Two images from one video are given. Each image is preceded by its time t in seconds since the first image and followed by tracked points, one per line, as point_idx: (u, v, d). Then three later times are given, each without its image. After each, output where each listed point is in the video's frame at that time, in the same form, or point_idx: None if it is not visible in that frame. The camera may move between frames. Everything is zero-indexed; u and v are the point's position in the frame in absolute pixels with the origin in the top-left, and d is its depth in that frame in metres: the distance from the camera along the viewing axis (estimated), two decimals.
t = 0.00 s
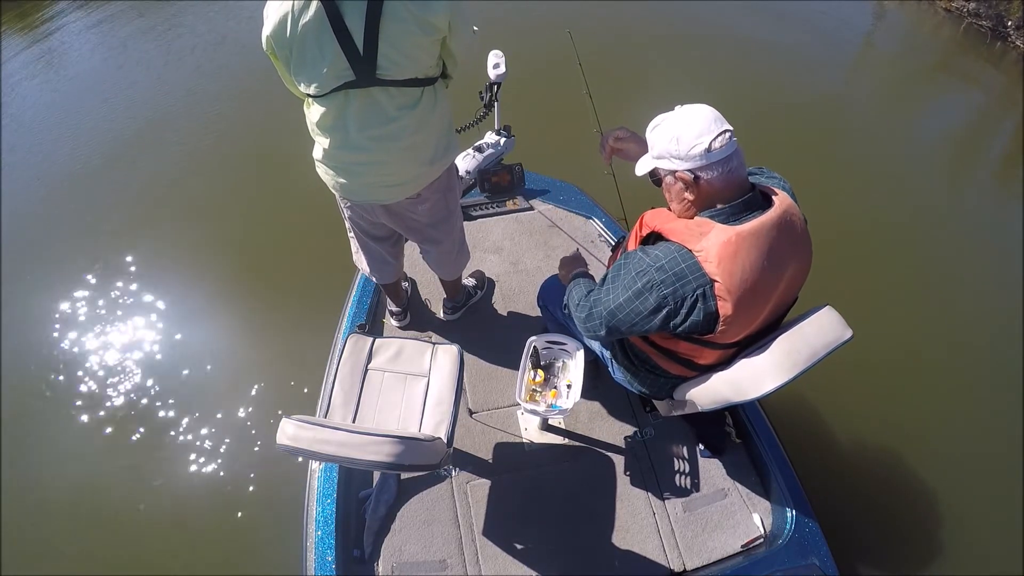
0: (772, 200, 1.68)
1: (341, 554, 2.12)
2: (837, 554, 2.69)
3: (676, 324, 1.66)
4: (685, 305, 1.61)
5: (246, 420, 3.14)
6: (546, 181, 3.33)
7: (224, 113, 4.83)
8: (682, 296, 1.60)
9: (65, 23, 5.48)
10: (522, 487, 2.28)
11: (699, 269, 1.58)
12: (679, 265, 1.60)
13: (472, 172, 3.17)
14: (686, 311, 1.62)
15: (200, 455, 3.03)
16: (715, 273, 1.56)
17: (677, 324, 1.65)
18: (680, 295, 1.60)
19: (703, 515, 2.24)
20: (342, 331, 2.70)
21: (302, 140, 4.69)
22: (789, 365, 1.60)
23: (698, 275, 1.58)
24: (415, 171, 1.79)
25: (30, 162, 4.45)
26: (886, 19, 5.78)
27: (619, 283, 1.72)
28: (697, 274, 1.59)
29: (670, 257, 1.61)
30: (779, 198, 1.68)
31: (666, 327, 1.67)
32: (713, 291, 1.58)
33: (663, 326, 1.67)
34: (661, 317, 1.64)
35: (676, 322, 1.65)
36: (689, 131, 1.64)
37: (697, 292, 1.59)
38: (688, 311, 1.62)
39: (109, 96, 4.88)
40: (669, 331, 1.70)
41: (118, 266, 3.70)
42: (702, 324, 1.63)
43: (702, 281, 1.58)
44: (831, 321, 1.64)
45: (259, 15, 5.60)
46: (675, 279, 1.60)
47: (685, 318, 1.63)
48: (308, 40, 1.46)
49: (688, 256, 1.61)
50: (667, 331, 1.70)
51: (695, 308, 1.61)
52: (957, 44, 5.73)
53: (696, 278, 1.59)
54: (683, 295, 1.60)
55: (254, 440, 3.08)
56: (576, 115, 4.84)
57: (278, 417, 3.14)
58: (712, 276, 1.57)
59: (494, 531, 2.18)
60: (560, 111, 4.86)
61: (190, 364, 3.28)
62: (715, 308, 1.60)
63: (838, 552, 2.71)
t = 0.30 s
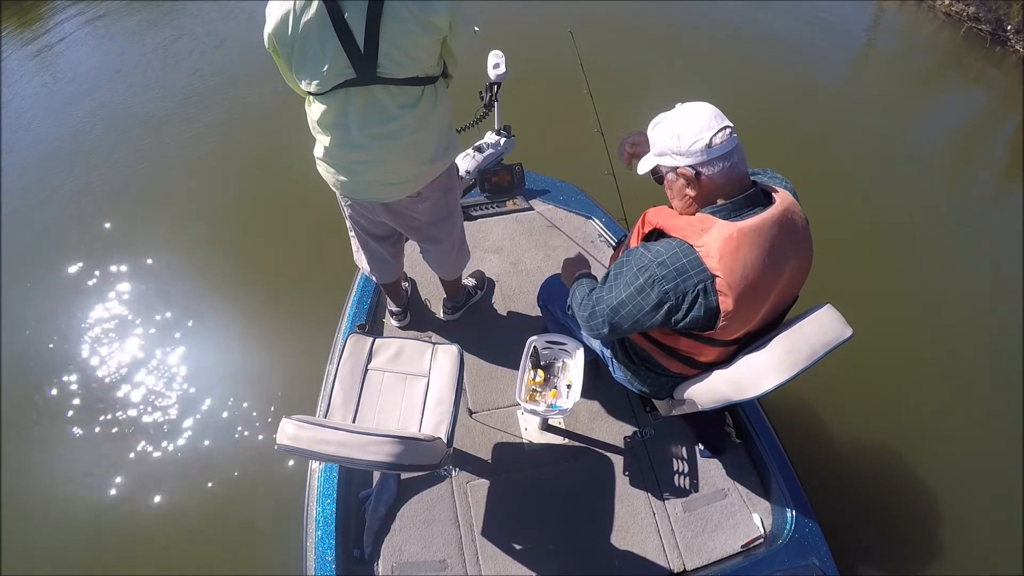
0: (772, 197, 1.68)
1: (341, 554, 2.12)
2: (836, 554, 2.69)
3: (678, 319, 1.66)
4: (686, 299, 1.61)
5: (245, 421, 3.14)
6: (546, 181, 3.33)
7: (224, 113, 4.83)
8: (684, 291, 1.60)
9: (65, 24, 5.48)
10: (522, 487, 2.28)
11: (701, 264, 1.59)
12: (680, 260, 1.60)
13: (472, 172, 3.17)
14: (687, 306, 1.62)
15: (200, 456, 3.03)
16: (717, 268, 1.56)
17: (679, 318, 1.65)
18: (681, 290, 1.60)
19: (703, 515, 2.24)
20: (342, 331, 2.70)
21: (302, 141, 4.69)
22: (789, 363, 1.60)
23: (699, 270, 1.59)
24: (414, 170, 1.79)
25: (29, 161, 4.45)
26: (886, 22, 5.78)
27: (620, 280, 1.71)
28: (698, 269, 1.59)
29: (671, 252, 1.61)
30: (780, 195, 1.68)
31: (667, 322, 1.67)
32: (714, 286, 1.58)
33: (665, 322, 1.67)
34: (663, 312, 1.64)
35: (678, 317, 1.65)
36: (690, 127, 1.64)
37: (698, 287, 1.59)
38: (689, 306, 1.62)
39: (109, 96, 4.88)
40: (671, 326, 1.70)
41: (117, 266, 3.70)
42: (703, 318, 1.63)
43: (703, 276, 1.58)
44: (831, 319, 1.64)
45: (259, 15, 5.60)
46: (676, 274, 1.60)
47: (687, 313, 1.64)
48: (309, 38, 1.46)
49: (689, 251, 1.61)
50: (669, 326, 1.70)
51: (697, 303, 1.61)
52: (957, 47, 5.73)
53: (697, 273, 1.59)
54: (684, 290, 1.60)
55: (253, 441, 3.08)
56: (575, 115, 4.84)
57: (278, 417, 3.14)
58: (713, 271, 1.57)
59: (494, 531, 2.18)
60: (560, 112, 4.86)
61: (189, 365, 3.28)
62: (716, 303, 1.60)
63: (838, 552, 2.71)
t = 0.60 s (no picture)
0: (771, 198, 1.69)
1: (341, 554, 2.12)
2: (836, 554, 2.69)
3: (678, 322, 1.67)
4: (687, 302, 1.61)
5: (244, 421, 3.14)
6: (546, 181, 3.33)
7: (224, 112, 4.83)
8: (684, 294, 1.60)
9: (64, 23, 5.47)
10: (522, 487, 2.28)
11: (700, 266, 1.58)
12: (680, 263, 1.60)
13: (472, 172, 3.18)
14: (687, 308, 1.62)
15: (200, 457, 3.02)
16: (717, 270, 1.56)
17: (680, 321, 1.65)
18: (682, 293, 1.60)
19: (703, 515, 2.24)
20: (342, 331, 2.70)
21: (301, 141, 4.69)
22: (788, 364, 1.60)
23: (699, 273, 1.58)
24: (414, 169, 1.79)
25: (27, 160, 4.44)
26: (886, 23, 5.78)
27: (620, 284, 1.71)
28: (698, 272, 1.58)
29: (671, 255, 1.61)
30: (779, 196, 1.68)
31: (668, 325, 1.67)
32: (714, 288, 1.58)
33: (665, 325, 1.67)
34: (664, 315, 1.64)
35: (678, 320, 1.65)
36: (688, 130, 1.64)
37: (698, 289, 1.59)
38: (690, 309, 1.62)
39: (108, 96, 4.88)
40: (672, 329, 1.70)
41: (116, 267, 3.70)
42: (703, 321, 1.63)
43: (703, 279, 1.58)
44: (830, 320, 1.64)
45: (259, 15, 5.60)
46: (676, 278, 1.60)
47: (687, 316, 1.64)
48: (308, 36, 1.46)
49: (689, 254, 1.61)
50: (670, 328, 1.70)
51: (697, 306, 1.61)
52: (956, 49, 5.74)
53: (697, 276, 1.59)
54: (685, 293, 1.60)
55: (253, 441, 3.08)
56: (575, 115, 4.84)
57: (277, 417, 3.14)
58: (713, 273, 1.57)
59: (494, 531, 2.18)
60: (560, 112, 4.86)
61: (188, 363, 3.28)
62: (716, 305, 1.60)
63: (837, 552, 2.71)
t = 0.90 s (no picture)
0: (771, 201, 1.68)
1: (341, 554, 2.12)
2: (836, 554, 2.69)
3: (679, 327, 1.66)
4: (686, 308, 1.61)
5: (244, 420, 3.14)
6: (546, 181, 3.33)
7: (224, 113, 4.83)
8: (683, 300, 1.60)
9: (64, 24, 5.48)
10: (522, 487, 2.28)
11: (699, 272, 1.58)
12: (678, 268, 1.60)
13: (472, 172, 3.18)
14: (687, 314, 1.62)
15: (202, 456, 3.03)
16: (715, 276, 1.56)
17: (679, 327, 1.65)
18: (681, 299, 1.60)
19: (703, 515, 2.24)
20: (343, 331, 2.70)
21: (301, 141, 4.69)
22: (787, 366, 1.60)
23: (698, 278, 1.58)
24: (411, 169, 1.79)
25: (28, 161, 4.45)
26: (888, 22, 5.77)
27: (619, 290, 1.71)
28: (697, 277, 1.58)
29: (669, 261, 1.61)
30: (779, 199, 1.68)
31: (668, 330, 1.67)
32: (713, 294, 1.58)
33: (665, 330, 1.67)
34: (664, 321, 1.64)
35: (678, 325, 1.65)
36: (687, 134, 1.64)
37: (697, 295, 1.59)
38: (689, 314, 1.62)
39: (109, 96, 4.88)
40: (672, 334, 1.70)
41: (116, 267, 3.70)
42: (702, 326, 1.63)
43: (701, 284, 1.58)
44: (829, 323, 1.63)
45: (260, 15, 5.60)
46: (675, 283, 1.60)
47: (687, 321, 1.64)
48: (305, 36, 1.46)
49: (687, 259, 1.61)
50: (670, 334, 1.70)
51: (696, 312, 1.61)
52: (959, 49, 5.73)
53: (695, 281, 1.59)
54: (683, 299, 1.60)
55: (253, 441, 3.08)
56: (575, 115, 4.84)
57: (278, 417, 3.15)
58: (711, 278, 1.57)
59: (494, 531, 2.18)
60: (560, 112, 4.86)
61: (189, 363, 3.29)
62: (715, 310, 1.60)
63: (837, 552, 2.72)
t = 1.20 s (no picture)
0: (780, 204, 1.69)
1: (341, 554, 2.12)
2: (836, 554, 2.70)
3: (688, 330, 1.67)
4: (696, 311, 1.61)
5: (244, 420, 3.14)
6: (546, 181, 3.33)
7: (224, 112, 4.84)
8: (694, 303, 1.60)
9: (65, 24, 5.49)
10: (522, 487, 2.27)
11: (710, 274, 1.58)
12: (690, 271, 1.59)
13: (472, 172, 3.18)
14: (697, 317, 1.62)
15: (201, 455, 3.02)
16: (726, 278, 1.56)
17: (689, 329, 1.66)
18: (691, 302, 1.60)
19: (703, 515, 2.24)
20: (342, 331, 2.70)
21: (301, 141, 4.69)
22: (789, 371, 1.60)
23: (709, 281, 1.58)
24: (410, 170, 1.79)
25: (28, 160, 4.45)
26: (889, 20, 5.79)
27: (627, 294, 1.70)
28: (708, 280, 1.58)
29: (680, 263, 1.61)
30: (788, 203, 1.68)
31: (678, 332, 1.67)
32: (724, 296, 1.58)
33: (675, 333, 1.67)
34: (674, 325, 1.64)
35: (687, 328, 1.65)
36: (701, 130, 1.64)
37: (708, 297, 1.59)
38: (700, 317, 1.62)
39: (109, 96, 4.89)
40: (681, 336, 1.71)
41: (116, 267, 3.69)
42: (712, 328, 1.63)
43: (713, 287, 1.58)
44: (831, 327, 1.63)
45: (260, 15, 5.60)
46: (685, 286, 1.59)
47: (697, 324, 1.64)
48: (304, 37, 1.46)
49: (699, 261, 1.60)
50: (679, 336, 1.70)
51: (706, 314, 1.61)
52: (961, 46, 5.74)
53: (706, 284, 1.58)
54: (694, 302, 1.60)
55: (252, 441, 3.08)
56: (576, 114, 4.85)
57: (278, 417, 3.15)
58: (723, 281, 1.57)
59: (494, 531, 2.18)
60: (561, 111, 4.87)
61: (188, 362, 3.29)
62: (725, 312, 1.60)
63: (837, 551, 2.72)
